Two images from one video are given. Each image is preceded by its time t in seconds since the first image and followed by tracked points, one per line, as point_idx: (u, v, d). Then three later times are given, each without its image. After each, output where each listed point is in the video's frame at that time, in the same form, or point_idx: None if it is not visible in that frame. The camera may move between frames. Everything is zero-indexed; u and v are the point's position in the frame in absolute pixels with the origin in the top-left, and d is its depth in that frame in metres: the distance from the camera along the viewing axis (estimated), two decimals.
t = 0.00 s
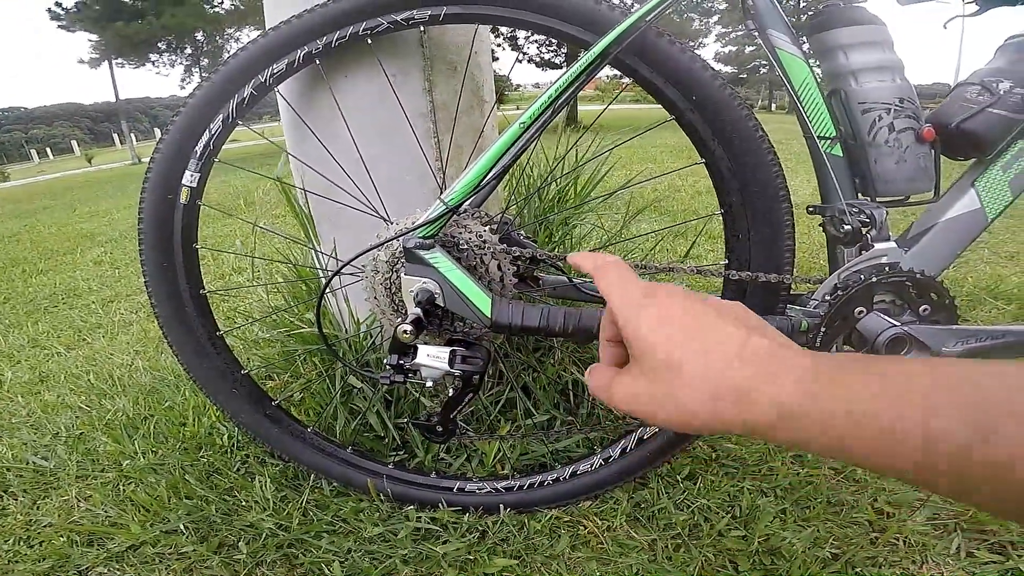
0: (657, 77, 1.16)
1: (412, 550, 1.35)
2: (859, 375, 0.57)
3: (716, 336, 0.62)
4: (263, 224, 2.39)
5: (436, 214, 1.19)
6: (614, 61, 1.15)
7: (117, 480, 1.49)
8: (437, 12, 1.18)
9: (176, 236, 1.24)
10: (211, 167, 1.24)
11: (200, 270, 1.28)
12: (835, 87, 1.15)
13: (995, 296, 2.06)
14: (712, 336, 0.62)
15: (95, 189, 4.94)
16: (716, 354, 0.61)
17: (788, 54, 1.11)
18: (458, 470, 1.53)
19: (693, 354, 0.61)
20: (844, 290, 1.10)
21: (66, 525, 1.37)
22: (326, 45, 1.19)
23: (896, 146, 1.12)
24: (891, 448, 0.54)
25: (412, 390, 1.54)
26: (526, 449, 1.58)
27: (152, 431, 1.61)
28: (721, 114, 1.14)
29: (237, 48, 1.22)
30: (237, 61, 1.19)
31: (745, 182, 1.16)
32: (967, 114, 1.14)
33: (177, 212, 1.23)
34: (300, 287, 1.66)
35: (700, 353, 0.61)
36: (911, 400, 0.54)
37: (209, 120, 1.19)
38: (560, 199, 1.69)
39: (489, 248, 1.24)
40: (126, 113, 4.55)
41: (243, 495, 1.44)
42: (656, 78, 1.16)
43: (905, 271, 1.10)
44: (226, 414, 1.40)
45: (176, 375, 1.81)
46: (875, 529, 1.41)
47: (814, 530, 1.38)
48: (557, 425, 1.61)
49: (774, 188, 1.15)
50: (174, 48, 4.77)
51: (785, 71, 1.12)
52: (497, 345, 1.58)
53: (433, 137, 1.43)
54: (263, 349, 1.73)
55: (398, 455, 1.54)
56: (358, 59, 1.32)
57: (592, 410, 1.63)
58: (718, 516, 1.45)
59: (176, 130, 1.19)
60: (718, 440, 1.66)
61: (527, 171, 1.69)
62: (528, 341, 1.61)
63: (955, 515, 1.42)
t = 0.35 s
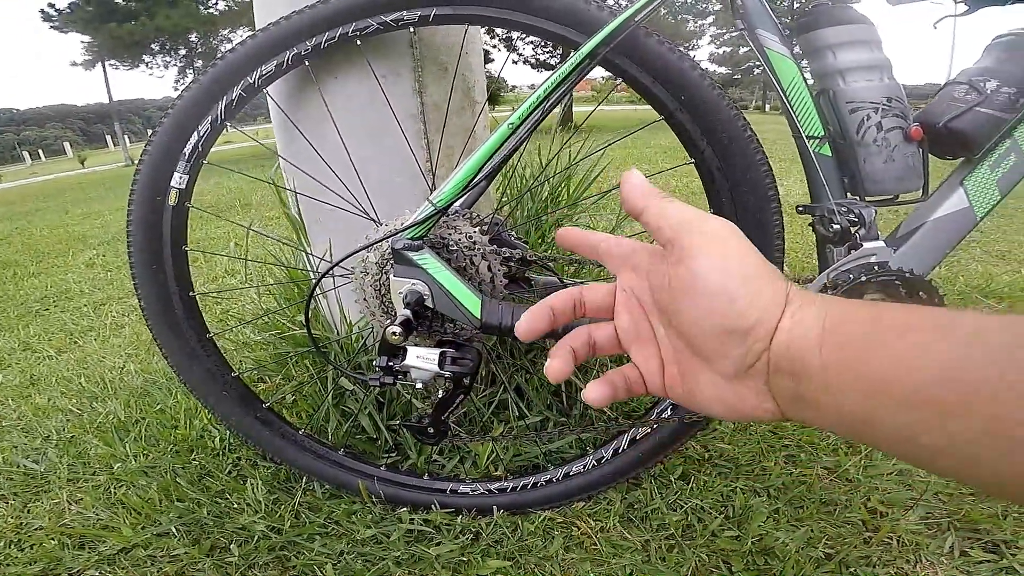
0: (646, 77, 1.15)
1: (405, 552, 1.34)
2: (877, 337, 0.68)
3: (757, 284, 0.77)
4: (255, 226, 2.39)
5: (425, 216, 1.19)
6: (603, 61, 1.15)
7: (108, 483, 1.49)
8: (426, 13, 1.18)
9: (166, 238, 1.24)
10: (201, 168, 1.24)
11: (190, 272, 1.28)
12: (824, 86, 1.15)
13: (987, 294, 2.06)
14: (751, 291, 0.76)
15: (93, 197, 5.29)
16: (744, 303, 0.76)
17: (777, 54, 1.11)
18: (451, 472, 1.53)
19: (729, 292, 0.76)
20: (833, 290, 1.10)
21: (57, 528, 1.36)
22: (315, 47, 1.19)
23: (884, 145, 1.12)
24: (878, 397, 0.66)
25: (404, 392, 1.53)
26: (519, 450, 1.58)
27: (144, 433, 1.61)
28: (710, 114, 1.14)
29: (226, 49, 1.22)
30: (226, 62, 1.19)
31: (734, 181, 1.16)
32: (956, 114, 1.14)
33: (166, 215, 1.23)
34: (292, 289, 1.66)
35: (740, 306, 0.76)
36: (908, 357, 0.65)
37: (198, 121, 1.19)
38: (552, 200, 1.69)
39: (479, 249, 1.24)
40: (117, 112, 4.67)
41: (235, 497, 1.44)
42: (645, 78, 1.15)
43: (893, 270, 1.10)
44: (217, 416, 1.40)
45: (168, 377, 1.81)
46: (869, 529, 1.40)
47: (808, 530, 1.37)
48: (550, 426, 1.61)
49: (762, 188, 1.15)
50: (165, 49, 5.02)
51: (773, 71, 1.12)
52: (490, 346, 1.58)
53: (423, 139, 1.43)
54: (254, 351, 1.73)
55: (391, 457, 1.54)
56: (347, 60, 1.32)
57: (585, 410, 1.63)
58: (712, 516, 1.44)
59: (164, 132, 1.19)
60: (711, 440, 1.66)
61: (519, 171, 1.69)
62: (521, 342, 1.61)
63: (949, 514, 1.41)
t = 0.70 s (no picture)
0: (637, 77, 1.15)
1: (402, 553, 1.35)
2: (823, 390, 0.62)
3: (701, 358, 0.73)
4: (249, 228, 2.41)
5: (417, 217, 1.19)
6: (594, 62, 1.14)
7: (104, 486, 1.49)
8: (418, 15, 1.19)
9: (159, 241, 1.24)
10: (193, 172, 1.24)
11: (183, 275, 1.28)
12: (813, 84, 1.16)
13: (981, 291, 2.07)
14: (688, 368, 0.72)
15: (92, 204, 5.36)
16: (682, 376, 0.71)
17: (768, 54, 1.11)
18: (448, 472, 1.53)
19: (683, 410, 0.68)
20: (826, 286, 1.11)
21: (53, 531, 1.37)
22: (306, 49, 1.19)
23: (874, 143, 1.13)
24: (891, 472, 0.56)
25: (400, 393, 1.54)
26: (515, 450, 1.58)
27: (139, 436, 1.61)
28: (700, 113, 1.14)
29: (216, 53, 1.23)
30: (217, 66, 1.19)
31: (726, 180, 1.16)
32: (943, 111, 1.15)
33: (158, 218, 1.23)
34: (286, 292, 1.67)
35: (681, 380, 0.70)
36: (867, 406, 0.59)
37: (189, 125, 1.20)
38: (546, 200, 1.70)
39: (473, 249, 1.23)
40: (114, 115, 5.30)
41: (231, 500, 1.44)
42: (636, 77, 1.15)
43: (885, 267, 1.10)
44: (211, 419, 1.40)
45: (162, 381, 1.81)
46: (865, 527, 1.40)
47: (803, 529, 1.37)
48: (546, 426, 1.62)
49: (753, 186, 1.16)
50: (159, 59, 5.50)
51: (763, 69, 1.12)
52: (485, 347, 1.58)
53: (416, 140, 1.43)
54: (249, 354, 1.73)
55: (387, 458, 1.54)
56: (338, 63, 1.32)
57: (580, 410, 1.63)
58: (708, 515, 1.44)
59: (156, 136, 1.19)
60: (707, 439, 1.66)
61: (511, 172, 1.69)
62: (515, 343, 1.62)
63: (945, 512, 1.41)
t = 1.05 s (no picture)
0: (632, 81, 1.16)
1: (396, 555, 1.35)
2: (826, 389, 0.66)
3: (710, 356, 0.78)
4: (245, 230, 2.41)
5: (412, 221, 1.18)
6: (589, 66, 1.15)
7: (96, 487, 1.49)
8: (413, 18, 1.19)
9: (153, 243, 1.24)
10: (188, 173, 1.24)
11: (177, 277, 1.28)
12: (807, 88, 1.17)
13: (974, 295, 2.08)
14: (696, 362, 0.76)
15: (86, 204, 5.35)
16: (688, 369, 0.75)
17: (762, 58, 1.12)
18: (442, 475, 1.53)
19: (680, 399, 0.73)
20: (818, 291, 1.11)
21: (45, 532, 1.36)
22: (302, 51, 1.19)
23: (867, 147, 1.13)
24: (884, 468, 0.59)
25: (394, 396, 1.54)
26: (510, 453, 1.58)
27: (133, 438, 1.61)
28: (694, 118, 1.14)
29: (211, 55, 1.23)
30: (212, 68, 1.19)
31: (720, 184, 1.16)
32: (935, 116, 1.15)
33: (153, 220, 1.23)
34: (281, 294, 1.67)
35: (686, 371, 0.75)
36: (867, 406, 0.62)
37: (184, 127, 1.19)
38: (541, 204, 1.70)
39: (468, 253, 1.24)
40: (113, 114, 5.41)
41: (224, 502, 1.44)
42: (631, 81, 1.16)
43: (876, 272, 1.11)
44: (205, 421, 1.40)
45: (155, 382, 1.81)
46: (857, 530, 1.41)
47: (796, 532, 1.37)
48: (540, 429, 1.62)
49: (746, 190, 1.16)
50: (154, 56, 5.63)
51: (757, 74, 1.14)
52: (480, 350, 1.58)
53: (411, 143, 1.44)
54: (244, 356, 1.73)
55: (381, 461, 1.54)
56: (334, 65, 1.32)
57: (575, 413, 1.63)
58: (701, 518, 1.45)
59: (151, 137, 1.19)
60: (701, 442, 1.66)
61: (506, 175, 1.70)
62: (510, 346, 1.62)
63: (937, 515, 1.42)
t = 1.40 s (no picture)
0: (628, 84, 1.16)
1: (393, 557, 1.34)
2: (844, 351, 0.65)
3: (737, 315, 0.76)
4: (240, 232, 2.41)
5: (409, 223, 1.18)
6: (586, 69, 1.15)
7: (92, 489, 1.48)
8: (411, 21, 1.19)
9: (149, 245, 1.24)
10: (184, 175, 1.25)
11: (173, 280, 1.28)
12: (802, 91, 1.18)
13: (968, 297, 2.08)
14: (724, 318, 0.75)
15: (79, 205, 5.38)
16: (710, 324, 0.75)
17: (758, 60, 1.13)
18: (439, 476, 1.53)
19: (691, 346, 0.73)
20: (813, 294, 1.13)
21: (41, 534, 1.36)
22: (299, 54, 1.19)
23: (862, 150, 1.14)
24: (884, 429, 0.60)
25: (391, 398, 1.54)
26: (507, 454, 1.58)
27: (129, 440, 1.61)
28: (691, 121, 1.15)
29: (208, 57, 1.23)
30: (209, 70, 1.19)
31: (717, 187, 1.17)
32: (929, 118, 1.16)
33: (149, 221, 1.23)
34: (278, 296, 1.67)
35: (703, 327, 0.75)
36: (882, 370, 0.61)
37: (181, 128, 1.20)
38: (537, 206, 1.70)
39: (465, 256, 1.23)
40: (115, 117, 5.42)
41: (221, 503, 1.44)
42: (627, 84, 1.16)
43: (872, 274, 1.12)
44: (201, 423, 1.40)
45: (151, 384, 1.81)
46: (853, 531, 1.41)
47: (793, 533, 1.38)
48: (537, 431, 1.62)
49: (742, 193, 1.17)
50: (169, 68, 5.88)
51: (754, 77, 1.14)
52: (477, 352, 1.58)
53: (408, 146, 1.44)
54: (240, 358, 1.73)
55: (378, 463, 1.54)
56: (332, 68, 1.33)
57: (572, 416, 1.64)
58: (698, 520, 1.45)
59: (147, 139, 1.19)
60: (698, 444, 1.66)
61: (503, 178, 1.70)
62: (507, 348, 1.62)
63: (933, 516, 1.42)
